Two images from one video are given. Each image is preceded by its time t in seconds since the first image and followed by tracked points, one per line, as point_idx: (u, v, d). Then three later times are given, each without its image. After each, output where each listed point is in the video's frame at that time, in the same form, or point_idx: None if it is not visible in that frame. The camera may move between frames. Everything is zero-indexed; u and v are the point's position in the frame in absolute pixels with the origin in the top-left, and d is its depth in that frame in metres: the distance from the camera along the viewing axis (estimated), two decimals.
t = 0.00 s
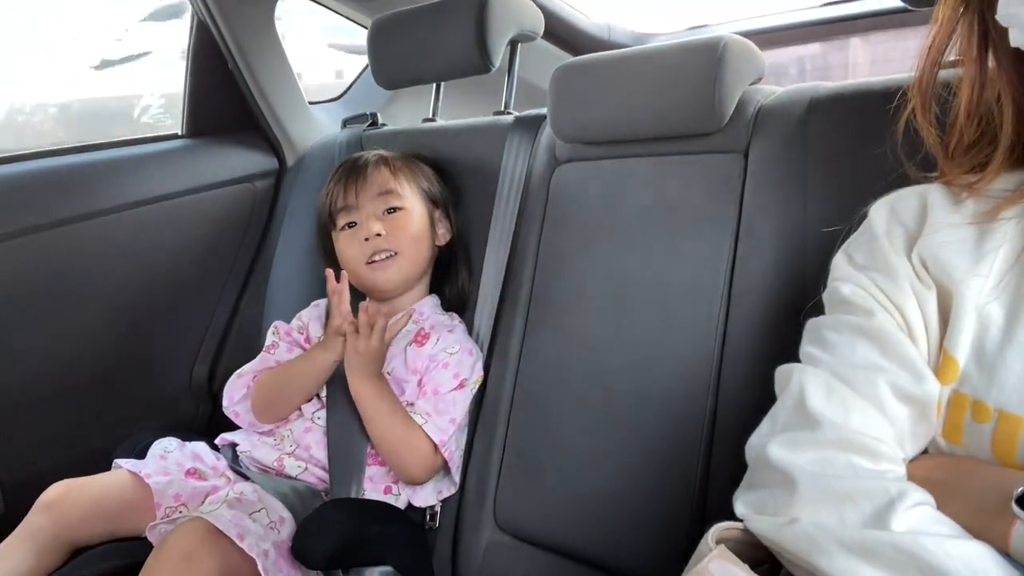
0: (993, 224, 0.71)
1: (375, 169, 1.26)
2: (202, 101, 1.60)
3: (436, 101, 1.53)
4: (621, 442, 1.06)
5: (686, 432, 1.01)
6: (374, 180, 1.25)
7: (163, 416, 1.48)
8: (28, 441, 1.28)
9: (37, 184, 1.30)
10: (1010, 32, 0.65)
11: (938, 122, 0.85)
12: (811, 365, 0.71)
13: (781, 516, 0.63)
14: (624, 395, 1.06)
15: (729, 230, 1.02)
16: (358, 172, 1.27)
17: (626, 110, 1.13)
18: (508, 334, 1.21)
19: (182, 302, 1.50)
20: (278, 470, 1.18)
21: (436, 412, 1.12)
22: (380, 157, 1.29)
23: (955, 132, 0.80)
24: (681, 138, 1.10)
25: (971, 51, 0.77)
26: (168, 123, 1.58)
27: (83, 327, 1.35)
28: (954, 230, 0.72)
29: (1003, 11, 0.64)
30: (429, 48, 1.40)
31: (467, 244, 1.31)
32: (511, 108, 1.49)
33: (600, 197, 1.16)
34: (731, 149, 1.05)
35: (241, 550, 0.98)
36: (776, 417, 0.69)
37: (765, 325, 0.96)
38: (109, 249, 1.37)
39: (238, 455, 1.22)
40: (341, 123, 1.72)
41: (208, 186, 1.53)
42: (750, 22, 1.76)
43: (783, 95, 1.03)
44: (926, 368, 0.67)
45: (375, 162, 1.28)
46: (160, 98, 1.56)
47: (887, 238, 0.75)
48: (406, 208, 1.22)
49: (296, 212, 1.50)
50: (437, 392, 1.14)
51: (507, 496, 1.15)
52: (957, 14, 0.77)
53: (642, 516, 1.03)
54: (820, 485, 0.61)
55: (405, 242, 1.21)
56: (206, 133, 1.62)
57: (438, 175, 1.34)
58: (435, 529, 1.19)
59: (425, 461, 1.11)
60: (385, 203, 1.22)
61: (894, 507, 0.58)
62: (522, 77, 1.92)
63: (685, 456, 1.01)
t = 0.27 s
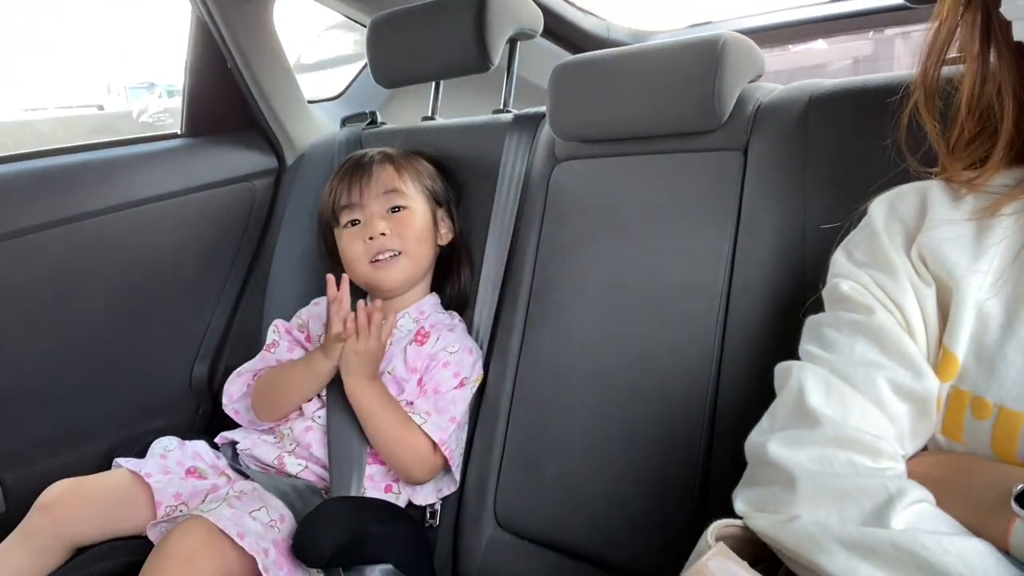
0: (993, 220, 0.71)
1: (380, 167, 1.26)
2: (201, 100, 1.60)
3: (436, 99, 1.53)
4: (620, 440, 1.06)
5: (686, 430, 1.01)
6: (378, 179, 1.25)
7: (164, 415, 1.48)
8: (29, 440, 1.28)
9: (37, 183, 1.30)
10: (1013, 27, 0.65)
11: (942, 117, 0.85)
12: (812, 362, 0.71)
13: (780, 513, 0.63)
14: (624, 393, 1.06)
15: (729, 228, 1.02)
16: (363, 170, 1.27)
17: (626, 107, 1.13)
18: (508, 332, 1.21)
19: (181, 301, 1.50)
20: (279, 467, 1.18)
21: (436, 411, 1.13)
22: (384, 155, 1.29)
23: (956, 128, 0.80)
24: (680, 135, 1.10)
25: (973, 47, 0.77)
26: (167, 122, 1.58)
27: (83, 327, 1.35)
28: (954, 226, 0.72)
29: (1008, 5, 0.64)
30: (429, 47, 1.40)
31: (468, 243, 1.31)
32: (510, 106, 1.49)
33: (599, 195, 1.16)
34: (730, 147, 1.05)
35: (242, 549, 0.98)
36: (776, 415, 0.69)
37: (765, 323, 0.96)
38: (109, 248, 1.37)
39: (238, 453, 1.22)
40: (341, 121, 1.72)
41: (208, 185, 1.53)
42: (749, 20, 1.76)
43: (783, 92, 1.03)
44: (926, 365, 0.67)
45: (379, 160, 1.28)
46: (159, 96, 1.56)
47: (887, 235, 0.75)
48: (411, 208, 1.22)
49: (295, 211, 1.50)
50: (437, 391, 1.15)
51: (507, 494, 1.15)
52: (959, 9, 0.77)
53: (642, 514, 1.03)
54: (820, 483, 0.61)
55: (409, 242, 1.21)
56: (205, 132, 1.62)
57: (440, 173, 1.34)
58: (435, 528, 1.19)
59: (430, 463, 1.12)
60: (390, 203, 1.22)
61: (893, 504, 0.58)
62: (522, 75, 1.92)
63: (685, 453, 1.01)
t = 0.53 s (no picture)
0: (992, 228, 0.71)
1: (387, 170, 1.26)
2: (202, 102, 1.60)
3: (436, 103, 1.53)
4: (620, 445, 1.06)
5: (685, 435, 1.01)
6: (385, 183, 1.25)
7: (163, 418, 1.48)
8: (28, 442, 1.28)
9: (37, 184, 1.30)
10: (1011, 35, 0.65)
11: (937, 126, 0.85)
12: (811, 369, 0.70)
13: (779, 519, 0.62)
14: (623, 397, 1.06)
15: (729, 233, 1.02)
16: (370, 172, 1.27)
17: (626, 112, 1.13)
18: (508, 336, 1.21)
19: (181, 304, 1.50)
20: (277, 471, 1.17)
21: (437, 416, 1.13)
22: (392, 158, 1.29)
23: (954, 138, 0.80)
24: (680, 141, 1.10)
25: (971, 56, 0.77)
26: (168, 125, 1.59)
27: (83, 328, 1.35)
28: (952, 233, 0.72)
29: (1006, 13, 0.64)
30: (430, 50, 1.40)
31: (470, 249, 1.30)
32: (511, 110, 1.49)
33: (600, 200, 1.16)
34: (730, 152, 1.05)
35: (240, 553, 0.97)
36: (775, 421, 0.69)
37: (765, 329, 0.96)
38: (109, 250, 1.37)
39: (236, 456, 1.21)
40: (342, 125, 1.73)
41: (208, 187, 1.53)
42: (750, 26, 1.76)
43: (783, 98, 1.03)
44: (924, 372, 0.67)
45: (387, 163, 1.28)
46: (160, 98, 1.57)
47: (885, 242, 0.75)
48: (417, 214, 1.23)
49: (296, 214, 1.50)
50: (438, 395, 1.15)
51: (506, 499, 1.15)
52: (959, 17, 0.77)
53: (641, 520, 1.03)
54: (818, 489, 0.61)
55: (415, 249, 1.21)
56: (206, 135, 1.63)
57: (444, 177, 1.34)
58: (434, 532, 1.19)
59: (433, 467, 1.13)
60: (396, 208, 1.22)
61: (892, 511, 0.58)
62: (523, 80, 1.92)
63: (684, 459, 1.01)
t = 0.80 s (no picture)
0: (991, 223, 0.71)
1: (390, 167, 1.26)
2: (201, 100, 1.60)
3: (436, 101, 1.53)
4: (620, 442, 1.06)
5: (686, 432, 1.01)
6: (388, 180, 1.25)
7: (164, 416, 1.48)
8: (29, 441, 1.28)
9: (37, 183, 1.30)
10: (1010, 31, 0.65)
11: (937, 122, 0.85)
12: (811, 365, 0.70)
13: (779, 516, 0.62)
14: (624, 394, 1.06)
15: (729, 230, 1.02)
16: (372, 169, 1.27)
17: (626, 110, 1.13)
18: (508, 333, 1.21)
19: (182, 302, 1.50)
20: (277, 469, 1.18)
21: (443, 416, 1.14)
22: (395, 154, 1.29)
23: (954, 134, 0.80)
24: (680, 138, 1.10)
25: (970, 51, 0.77)
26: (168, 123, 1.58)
27: (83, 327, 1.35)
28: (952, 229, 0.72)
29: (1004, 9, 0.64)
30: (429, 48, 1.40)
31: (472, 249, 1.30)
32: (511, 108, 1.49)
33: (599, 197, 1.16)
34: (730, 149, 1.05)
35: (241, 551, 0.97)
36: (776, 418, 0.69)
37: (765, 326, 0.96)
38: (109, 249, 1.37)
39: (237, 455, 1.21)
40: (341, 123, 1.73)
41: (208, 186, 1.53)
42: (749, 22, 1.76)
43: (783, 95, 1.03)
44: (924, 368, 0.67)
45: (390, 160, 1.27)
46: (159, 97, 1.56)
47: (885, 238, 0.75)
48: (419, 213, 1.23)
49: (296, 212, 1.50)
50: (441, 393, 1.15)
51: (507, 496, 1.15)
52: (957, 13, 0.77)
53: (642, 517, 1.03)
54: (819, 486, 0.61)
55: (416, 248, 1.21)
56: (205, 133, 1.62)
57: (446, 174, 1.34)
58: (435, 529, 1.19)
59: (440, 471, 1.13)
60: (398, 206, 1.22)
61: (892, 507, 0.58)
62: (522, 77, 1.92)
63: (685, 456, 1.01)
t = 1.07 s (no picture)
0: (991, 226, 0.71)
1: (387, 168, 1.26)
2: (202, 101, 1.60)
3: (436, 101, 1.53)
4: (619, 443, 1.06)
5: (685, 433, 1.01)
6: (383, 181, 1.24)
7: (164, 416, 1.48)
8: (28, 441, 1.28)
9: (38, 183, 1.30)
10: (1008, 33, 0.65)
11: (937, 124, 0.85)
12: (810, 367, 0.71)
13: (780, 518, 0.62)
14: (624, 395, 1.06)
15: (729, 231, 1.02)
16: (369, 169, 1.26)
17: (625, 111, 1.13)
18: (507, 334, 1.21)
19: (182, 302, 1.50)
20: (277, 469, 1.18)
21: (450, 421, 1.14)
22: (394, 156, 1.28)
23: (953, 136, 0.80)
24: (680, 139, 1.10)
25: (969, 53, 0.77)
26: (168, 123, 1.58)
27: (83, 327, 1.35)
28: (952, 231, 0.72)
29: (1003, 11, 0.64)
30: (429, 48, 1.40)
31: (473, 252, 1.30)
32: (511, 108, 1.49)
33: (599, 198, 1.16)
34: (730, 150, 1.05)
35: (240, 550, 0.97)
36: (776, 419, 0.69)
37: (765, 327, 0.96)
38: (109, 249, 1.37)
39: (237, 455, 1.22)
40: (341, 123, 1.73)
41: (208, 186, 1.53)
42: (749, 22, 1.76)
43: (783, 96, 1.03)
44: (924, 369, 0.67)
45: (388, 161, 1.27)
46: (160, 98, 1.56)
47: (886, 240, 0.75)
48: (411, 217, 1.22)
49: (296, 212, 1.50)
50: (444, 395, 1.15)
51: (506, 496, 1.15)
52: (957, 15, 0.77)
53: (641, 517, 1.03)
54: (819, 488, 0.61)
55: (405, 251, 1.21)
56: (205, 133, 1.62)
57: (449, 178, 1.33)
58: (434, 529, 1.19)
59: (445, 475, 1.13)
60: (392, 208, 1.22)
61: (892, 509, 0.58)
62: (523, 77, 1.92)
63: (684, 457, 1.01)
